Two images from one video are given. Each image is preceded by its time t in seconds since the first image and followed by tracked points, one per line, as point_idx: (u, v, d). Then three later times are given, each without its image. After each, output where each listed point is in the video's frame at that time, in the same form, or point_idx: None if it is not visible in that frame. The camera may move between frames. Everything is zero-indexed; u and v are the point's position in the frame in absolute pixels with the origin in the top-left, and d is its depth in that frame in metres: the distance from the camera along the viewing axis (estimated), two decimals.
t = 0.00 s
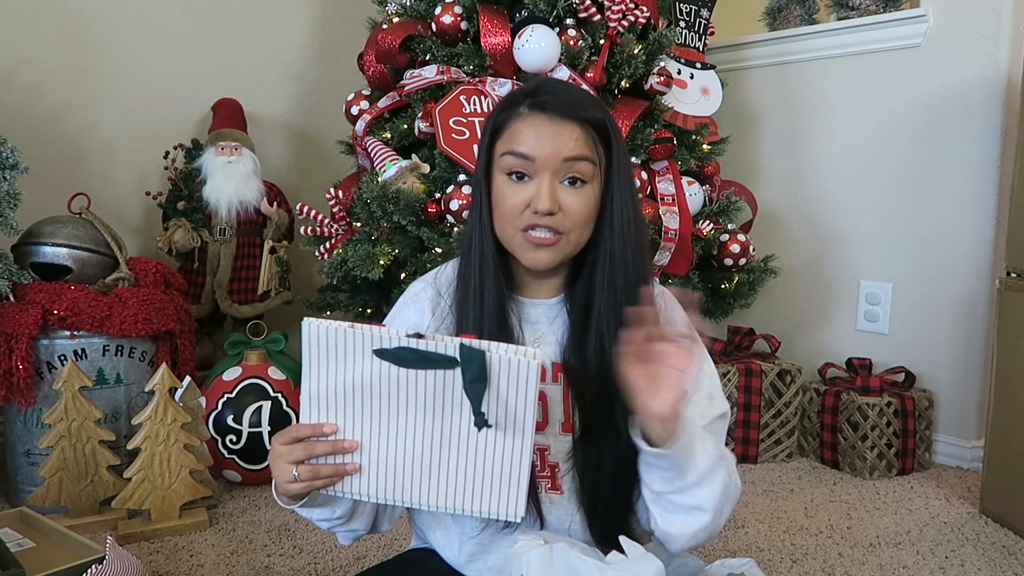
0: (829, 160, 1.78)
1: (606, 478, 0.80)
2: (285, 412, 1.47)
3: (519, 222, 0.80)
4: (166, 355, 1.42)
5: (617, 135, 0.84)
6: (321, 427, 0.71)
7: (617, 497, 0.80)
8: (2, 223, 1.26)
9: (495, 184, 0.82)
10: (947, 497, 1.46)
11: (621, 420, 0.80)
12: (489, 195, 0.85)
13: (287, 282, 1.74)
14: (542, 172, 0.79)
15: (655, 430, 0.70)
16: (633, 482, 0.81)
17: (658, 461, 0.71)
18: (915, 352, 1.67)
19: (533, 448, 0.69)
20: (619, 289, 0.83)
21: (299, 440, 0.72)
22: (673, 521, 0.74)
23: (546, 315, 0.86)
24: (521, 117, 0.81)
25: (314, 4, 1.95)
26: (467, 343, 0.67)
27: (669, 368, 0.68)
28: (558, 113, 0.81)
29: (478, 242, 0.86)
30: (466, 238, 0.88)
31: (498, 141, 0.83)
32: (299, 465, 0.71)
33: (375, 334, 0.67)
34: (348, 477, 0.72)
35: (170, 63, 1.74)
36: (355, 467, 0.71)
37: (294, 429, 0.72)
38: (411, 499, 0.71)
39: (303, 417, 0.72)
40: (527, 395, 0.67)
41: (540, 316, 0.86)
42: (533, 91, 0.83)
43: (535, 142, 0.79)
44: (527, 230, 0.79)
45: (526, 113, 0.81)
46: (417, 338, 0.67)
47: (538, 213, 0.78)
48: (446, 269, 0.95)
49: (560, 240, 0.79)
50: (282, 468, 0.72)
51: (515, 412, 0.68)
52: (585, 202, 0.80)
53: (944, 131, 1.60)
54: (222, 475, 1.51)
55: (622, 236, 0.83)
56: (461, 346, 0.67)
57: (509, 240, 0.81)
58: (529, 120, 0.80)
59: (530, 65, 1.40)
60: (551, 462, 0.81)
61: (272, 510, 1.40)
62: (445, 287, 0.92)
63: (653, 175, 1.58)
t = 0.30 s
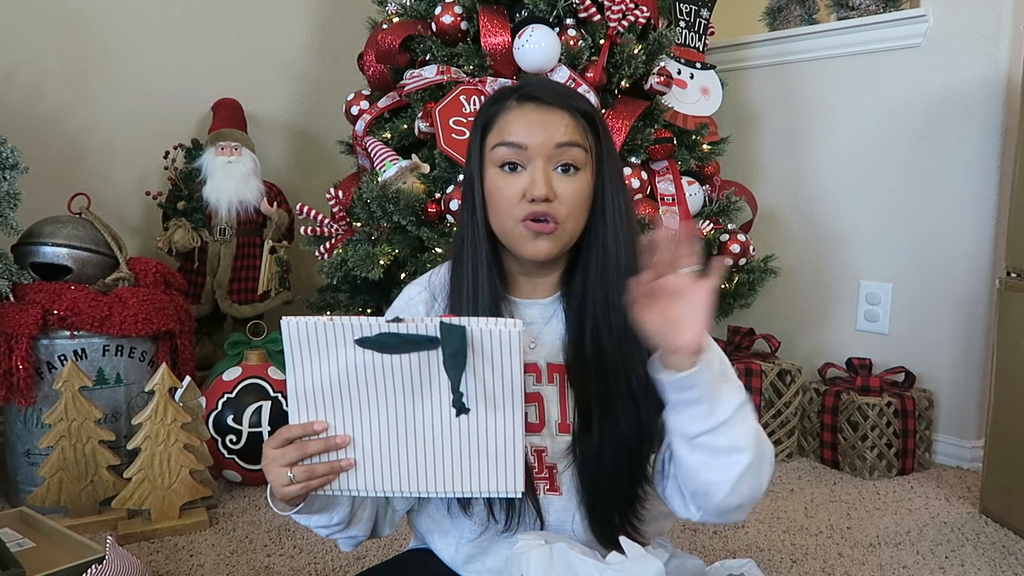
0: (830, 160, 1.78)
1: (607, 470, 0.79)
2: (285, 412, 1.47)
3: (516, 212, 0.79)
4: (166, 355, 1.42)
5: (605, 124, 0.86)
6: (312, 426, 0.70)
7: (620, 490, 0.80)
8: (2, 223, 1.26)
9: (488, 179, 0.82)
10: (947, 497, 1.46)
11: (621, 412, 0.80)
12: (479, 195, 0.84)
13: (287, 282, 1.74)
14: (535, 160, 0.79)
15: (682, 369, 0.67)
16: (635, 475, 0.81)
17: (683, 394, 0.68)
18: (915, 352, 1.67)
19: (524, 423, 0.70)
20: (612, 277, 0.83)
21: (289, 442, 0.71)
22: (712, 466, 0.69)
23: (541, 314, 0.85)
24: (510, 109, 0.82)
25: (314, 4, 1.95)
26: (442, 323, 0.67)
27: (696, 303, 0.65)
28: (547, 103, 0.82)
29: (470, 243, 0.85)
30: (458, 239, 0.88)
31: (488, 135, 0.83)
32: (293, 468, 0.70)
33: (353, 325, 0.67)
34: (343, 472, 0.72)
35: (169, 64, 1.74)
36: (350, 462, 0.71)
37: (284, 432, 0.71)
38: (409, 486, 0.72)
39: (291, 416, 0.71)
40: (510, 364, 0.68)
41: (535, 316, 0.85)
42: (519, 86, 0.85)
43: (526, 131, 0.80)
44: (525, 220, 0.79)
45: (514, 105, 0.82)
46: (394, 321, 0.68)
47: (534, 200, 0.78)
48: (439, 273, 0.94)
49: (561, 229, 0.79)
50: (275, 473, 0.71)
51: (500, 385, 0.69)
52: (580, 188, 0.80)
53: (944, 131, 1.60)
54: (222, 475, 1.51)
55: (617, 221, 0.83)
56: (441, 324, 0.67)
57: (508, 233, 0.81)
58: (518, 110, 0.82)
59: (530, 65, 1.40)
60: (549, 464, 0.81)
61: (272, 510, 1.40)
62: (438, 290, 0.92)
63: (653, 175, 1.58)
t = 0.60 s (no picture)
0: (824, 161, 1.79)
1: (610, 470, 0.79)
2: (285, 412, 1.47)
3: (504, 225, 0.80)
4: (166, 355, 1.42)
5: (588, 122, 0.85)
6: (318, 432, 0.70)
7: (624, 491, 0.80)
8: (2, 223, 1.26)
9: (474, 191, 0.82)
10: (947, 497, 1.46)
11: (622, 410, 0.80)
12: (467, 197, 0.86)
13: (287, 282, 1.74)
14: (519, 171, 0.79)
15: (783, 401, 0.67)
16: (638, 474, 0.80)
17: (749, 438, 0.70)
18: (915, 352, 1.67)
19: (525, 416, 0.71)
20: (603, 276, 0.82)
21: (293, 450, 0.70)
22: (753, 492, 0.73)
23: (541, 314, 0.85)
24: (488, 120, 0.82)
25: (314, 4, 1.95)
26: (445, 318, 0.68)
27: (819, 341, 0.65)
28: (526, 109, 0.81)
29: (454, 249, 0.87)
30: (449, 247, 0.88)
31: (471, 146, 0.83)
32: (300, 476, 0.69)
33: (353, 327, 0.67)
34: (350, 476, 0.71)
35: (169, 63, 1.73)
36: (357, 464, 0.71)
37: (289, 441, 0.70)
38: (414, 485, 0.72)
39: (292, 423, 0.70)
40: (514, 358, 0.69)
41: (534, 316, 0.85)
42: (497, 90, 0.84)
43: (506, 142, 0.79)
44: (512, 232, 0.80)
45: (493, 115, 0.82)
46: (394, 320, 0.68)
47: (521, 213, 0.78)
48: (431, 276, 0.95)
49: (551, 238, 0.80)
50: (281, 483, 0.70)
51: (501, 377, 0.70)
52: (568, 194, 0.80)
53: (944, 131, 1.60)
54: (222, 475, 1.51)
55: (606, 221, 0.83)
56: (443, 321, 0.68)
57: (497, 245, 0.81)
58: (497, 121, 0.81)
59: (531, 65, 1.40)
60: (552, 463, 0.81)
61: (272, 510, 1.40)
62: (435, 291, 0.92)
63: (653, 175, 1.58)
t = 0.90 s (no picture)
0: (826, 162, 1.78)
1: (611, 474, 0.79)
2: (285, 412, 1.47)
3: (506, 234, 0.79)
4: (166, 355, 1.42)
5: (592, 127, 0.83)
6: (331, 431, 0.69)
7: (625, 495, 0.80)
8: (2, 222, 1.26)
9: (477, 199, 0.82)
10: (947, 497, 1.46)
11: (621, 418, 0.80)
12: (472, 200, 0.86)
13: (287, 282, 1.74)
14: (522, 181, 0.78)
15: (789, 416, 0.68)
16: (640, 478, 0.81)
17: (745, 447, 0.72)
18: (915, 352, 1.67)
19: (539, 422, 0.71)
20: (604, 282, 0.82)
21: (305, 449, 0.70)
22: (748, 500, 0.74)
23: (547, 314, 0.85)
24: (490, 128, 0.81)
25: (314, 4, 1.95)
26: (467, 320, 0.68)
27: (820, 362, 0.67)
28: (529, 116, 0.80)
29: (457, 251, 0.88)
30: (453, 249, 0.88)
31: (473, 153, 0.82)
32: (312, 475, 0.69)
33: (371, 326, 0.68)
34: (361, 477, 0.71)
35: (169, 63, 1.74)
36: (369, 465, 0.70)
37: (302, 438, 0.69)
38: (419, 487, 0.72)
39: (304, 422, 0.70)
40: (533, 361, 0.69)
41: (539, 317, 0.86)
42: (498, 96, 0.83)
43: (509, 151, 0.78)
44: (514, 241, 0.79)
45: (495, 123, 0.80)
46: (415, 321, 0.68)
47: (523, 224, 0.78)
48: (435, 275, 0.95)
49: (552, 246, 0.80)
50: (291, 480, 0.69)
51: (519, 381, 0.70)
52: (570, 204, 0.79)
53: (944, 131, 1.60)
54: (222, 475, 1.51)
55: (608, 231, 0.82)
56: (463, 324, 0.68)
57: (500, 253, 0.82)
58: (501, 129, 0.80)
59: (531, 65, 1.40)
60: (555, 466, 0.81)
61: (272, 510, 1.40)
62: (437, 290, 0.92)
63: (653, 175, 1.58)
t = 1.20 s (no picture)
0: (828, 161, 1.78)
1: (615, 468, 0.79)
2: (285, 412, 1.47)
3: (517, 219, 0.79)
4: (166, 355, 1.42)
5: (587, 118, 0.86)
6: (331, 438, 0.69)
7: (627, 491, 0.80)
8: (2, 222, 1.26)
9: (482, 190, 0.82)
10: (947, 497, 1.46)
11: (621, 409, 0.80)
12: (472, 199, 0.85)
13: (287, 282, 1.74)
14: (528, 163, 0.79)
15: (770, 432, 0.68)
16: (641, 473, 0.81)
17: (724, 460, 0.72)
18: (915, 352, 1.67)
19: (540, 424, 0.71)
20: (606, 275, 0.83)
21: (306, 457, 0.70)
22: (731, 513, 0.74)
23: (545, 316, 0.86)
24: (492, 116, 0.82)
25: (314, 4, 1.95)
26: (463, 324, 0.68)
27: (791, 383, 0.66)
28: (530, 103, 0.82)
29: (459, 254, 0.86)
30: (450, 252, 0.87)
31: (475, 145, 0.83)
32: (313, 483, 0.69)
33: (368, 332, 0.67)
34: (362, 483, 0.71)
35: (169, 63, 1.74)
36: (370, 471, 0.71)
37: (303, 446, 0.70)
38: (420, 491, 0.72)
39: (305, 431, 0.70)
40: (532, 363, 0.69)
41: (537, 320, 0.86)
42: (496, 90, 0.84)
43: (513, 135, 0.79)
44: (525, 227, 0.79)
45: (497, 111, 0.82)
46: (411, 326, 0.68)
47: (533, 204, 0.78)
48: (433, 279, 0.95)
49: (562, 230, 0.79)
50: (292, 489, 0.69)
51: (520, 383, 0.70)
52: (577, 185, 0.80)
53: (944, 131, 1.60)
54: (222, 475, 1.51)
55: (610, 219, 0.83)
56: (460, 329, 0.68)
57: (510, 242, 0.80)
58: (503, 116, 0.81)
59: (530, 65, 1.40)
60: (556, 470, 0.81)
61: (272, 510, 1.40)
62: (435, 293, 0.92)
63: (653, 175, 1.58)
